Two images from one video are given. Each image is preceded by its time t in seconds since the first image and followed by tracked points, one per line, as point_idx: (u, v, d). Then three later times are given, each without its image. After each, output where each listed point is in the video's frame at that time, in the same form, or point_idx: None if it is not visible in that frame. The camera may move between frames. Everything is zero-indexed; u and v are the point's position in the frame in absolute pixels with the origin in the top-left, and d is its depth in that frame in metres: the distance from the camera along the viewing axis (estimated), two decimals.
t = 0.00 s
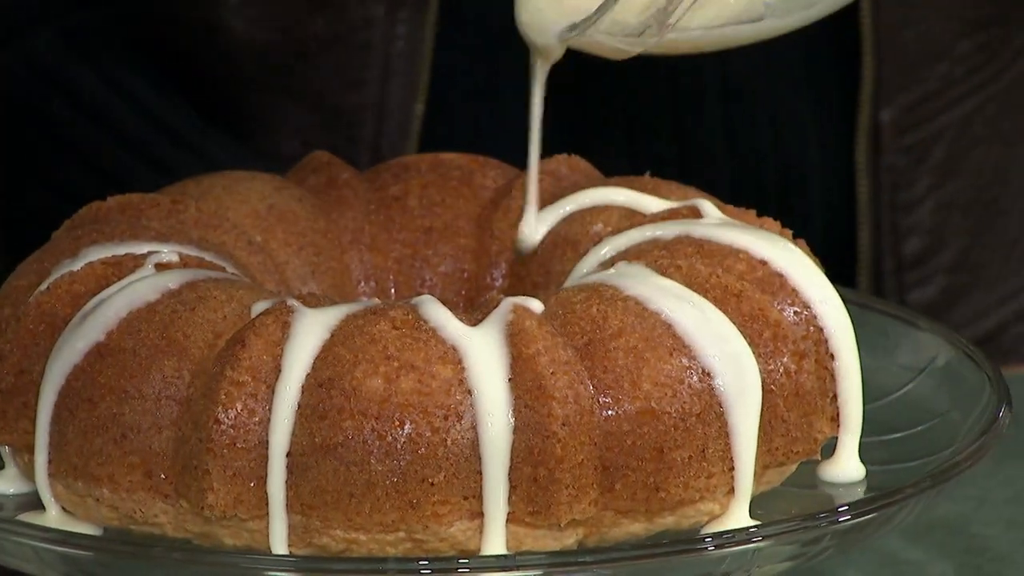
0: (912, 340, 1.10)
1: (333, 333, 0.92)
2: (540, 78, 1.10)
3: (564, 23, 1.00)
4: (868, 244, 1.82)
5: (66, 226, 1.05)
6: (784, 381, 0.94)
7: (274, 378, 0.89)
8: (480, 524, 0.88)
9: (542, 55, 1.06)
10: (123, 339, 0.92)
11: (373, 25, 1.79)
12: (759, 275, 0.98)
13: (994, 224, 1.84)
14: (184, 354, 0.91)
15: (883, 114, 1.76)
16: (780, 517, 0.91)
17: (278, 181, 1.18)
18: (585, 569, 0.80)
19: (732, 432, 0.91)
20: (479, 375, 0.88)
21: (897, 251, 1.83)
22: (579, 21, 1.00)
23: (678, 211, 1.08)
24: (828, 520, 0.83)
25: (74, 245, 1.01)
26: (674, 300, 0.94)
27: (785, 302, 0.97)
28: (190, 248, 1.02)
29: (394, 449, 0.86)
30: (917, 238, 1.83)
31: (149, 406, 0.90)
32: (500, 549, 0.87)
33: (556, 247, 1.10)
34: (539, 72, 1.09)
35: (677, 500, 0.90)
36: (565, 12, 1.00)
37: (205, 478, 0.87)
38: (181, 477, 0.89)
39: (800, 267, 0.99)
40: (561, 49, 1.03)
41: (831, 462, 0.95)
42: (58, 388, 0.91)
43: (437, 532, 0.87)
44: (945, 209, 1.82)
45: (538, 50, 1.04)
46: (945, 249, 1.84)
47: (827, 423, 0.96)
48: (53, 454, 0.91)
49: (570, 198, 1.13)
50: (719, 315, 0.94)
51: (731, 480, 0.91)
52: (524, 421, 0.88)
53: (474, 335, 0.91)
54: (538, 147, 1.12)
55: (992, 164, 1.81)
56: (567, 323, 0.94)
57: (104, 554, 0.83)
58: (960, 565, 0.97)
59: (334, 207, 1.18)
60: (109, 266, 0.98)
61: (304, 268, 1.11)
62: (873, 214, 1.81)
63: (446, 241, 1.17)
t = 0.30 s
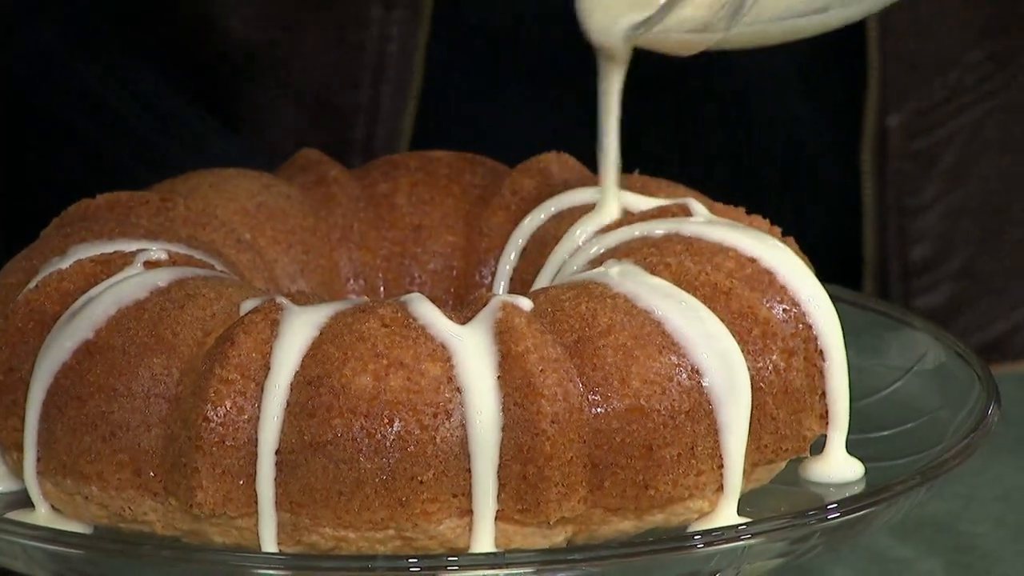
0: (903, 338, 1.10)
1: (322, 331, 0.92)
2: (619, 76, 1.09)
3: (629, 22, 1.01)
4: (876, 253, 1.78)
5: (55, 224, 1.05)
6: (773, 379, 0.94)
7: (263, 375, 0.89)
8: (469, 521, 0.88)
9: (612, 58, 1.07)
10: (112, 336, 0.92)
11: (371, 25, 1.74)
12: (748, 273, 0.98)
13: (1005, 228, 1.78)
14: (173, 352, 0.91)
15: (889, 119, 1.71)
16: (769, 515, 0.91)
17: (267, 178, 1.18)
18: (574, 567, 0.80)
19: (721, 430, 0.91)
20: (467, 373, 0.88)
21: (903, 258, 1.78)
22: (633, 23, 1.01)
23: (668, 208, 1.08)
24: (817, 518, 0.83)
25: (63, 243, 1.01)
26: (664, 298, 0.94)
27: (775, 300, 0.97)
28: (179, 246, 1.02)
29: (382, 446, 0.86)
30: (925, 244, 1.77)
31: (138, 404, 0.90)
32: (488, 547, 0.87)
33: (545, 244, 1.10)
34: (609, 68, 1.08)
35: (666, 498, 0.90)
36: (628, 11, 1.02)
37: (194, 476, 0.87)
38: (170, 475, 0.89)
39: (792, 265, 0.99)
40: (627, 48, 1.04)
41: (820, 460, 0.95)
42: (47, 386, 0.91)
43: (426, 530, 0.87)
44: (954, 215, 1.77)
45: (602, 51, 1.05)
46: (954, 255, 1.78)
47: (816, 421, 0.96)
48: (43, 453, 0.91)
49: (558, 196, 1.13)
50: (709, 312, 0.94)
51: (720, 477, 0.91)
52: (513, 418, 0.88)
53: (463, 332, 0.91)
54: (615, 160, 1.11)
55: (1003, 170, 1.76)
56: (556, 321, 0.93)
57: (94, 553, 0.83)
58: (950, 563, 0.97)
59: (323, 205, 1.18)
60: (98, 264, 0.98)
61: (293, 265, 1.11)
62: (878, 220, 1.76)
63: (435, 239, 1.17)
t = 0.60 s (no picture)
0: (903, 335, 1.10)
1: (322, 328, 0.92)
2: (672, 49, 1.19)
3: None
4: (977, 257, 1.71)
5: (55, 222, 1.05)
6: (772, 376, 0.93)
7: (263, 373, 0.89)
8: (469, 519, 0.88)
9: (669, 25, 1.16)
10: (111, 333, 0.92)
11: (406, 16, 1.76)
12: (747, 270, 0.98)
13: None
14: (173, 349, 0.91)
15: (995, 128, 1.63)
16: (768, 512, 0.91)
17: (267, 176, 1.18)
18: (575, 564, 0.80)
19: (721, 427, 0.91)
20: (467, 370, 0.88)
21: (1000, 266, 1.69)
22: None
23: (667, 206, 1.08)
24: (816, 515, 0.84)
25: (63, 240, 1.01)
26: (664, 295, 0.94)
27: (774, 297, 0.97)
28: (179, 243, 1.02)
29: (382, 444, 0.86)
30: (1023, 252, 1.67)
31: (137, 401, 0.90)
32: (488, 543, 0.88)
33: (546, 241, 1.10)
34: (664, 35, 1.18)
35: (666, 495, 0.90)
36: None
37: (194, 473, 0.87)
38: (170, 472, 0.89)
39: (791, 263, 0.99)
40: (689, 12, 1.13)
41: (819, 457, 0.95)
42: (46, 383, 0.92)
43: (425, 527, 0.87)
44: None
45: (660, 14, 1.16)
46: None
47: (816, 418, 0.96)
48: (43, 450, 0.91)
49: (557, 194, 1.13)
50: (709, 309, 0.94)
51: (719, 475, 0.91)
52: (513, 416, 0.88)
53: (463, 330, 0.91)
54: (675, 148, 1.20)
55: None
56: (556, 318, 0.93)
57: (94, 549, 0.83)
58: (949, 560, 0.97)
59: (323, 203, 1.18)
60: (98, 262, 0.98)
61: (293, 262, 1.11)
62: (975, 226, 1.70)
63: (435, 236, 1.17)
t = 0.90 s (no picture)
0: (905, 332, 1.10)
1: (325, 325, 0.92)
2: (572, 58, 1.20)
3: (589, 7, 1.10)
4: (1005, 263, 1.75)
5: (59, 218, 1.05)
6: (776, 373, 0.93)
7: (267, 370, 0.89)
8: (473, 516, 0.88)
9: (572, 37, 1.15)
10: (115, 330, 0.92)
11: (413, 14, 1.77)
12: (751, 267, 0.98)
13: None
14: (177, 346, 0.91)
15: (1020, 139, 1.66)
16: (772, 509, 0.91)
17: (270, 172, 1.18)
18: (579, 561, 0.80)
19: (725, 424, 0.91)
20: (471, 368, 0.88)
21: None
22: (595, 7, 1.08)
23: (671, 203, 1.08)
24: (819, 512, 0.84)
25: (67, 237, 1.02)
26: (668, 292, 0.94)
27: (777, 294, 0.97)
28: (184, 241, 1.02)
29: (386, 441, 0.86)
30: None
31: (141, 398, 0.90)
32: (492, 540, 0.88)
33: (549, 238, 1.10)
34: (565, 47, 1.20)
35: (670, 493, 0.90)
36: None
37: (198, 470, 0.87)
38: (174, 469, 0.89)
39: (794, 260, 0.99)
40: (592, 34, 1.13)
41: (823, 455, 0.95)
42: (50, 380, 0.92)
43: (429, 524, 0.87)
44: None
45: (566, 32, 1.15)
46: None
47: (820, 415, 0.96)
48: (46, 446, 0.91)
49: (560, 191, 1.13)
50: (712, 306, 0.94)
51: (723, 472, 0.91)
52: (516, 413, 0.88)
53: (466, 328, 0.91)
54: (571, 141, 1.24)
55: None
56: (560, 315, 0.93)
57: (98, 545, 0.83)
58: (953, 557, 0.97)
59: (327, 200, 1.18)
60: (102, 258, 0.98)
61: (296, 259, 1.12)
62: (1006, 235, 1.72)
63: (439, 233, 1.18)
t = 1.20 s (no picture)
0: (911, 331, 1.10)
1: (331, 324, 0.92)
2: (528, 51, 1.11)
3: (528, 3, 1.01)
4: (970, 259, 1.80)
5: (65, 217, 1.05)
6: (782, 372, 0.93)
7: (273, 369, 0.89)
8: (479, 515, 0.88)
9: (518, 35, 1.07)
10: (122, 329, 0.92)
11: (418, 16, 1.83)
12: (757, 266, 0.98)
13: None
14: (183, 345, 0.91)
15: (988, 128, 1.70)
16: (779, 508, 0.91)
17: (276, 170, 1.18)
18: (585, 559, 0.80)
19: (731, 423, 0.91)
20: (477, 367, 0.88)
21: (1003, 265, 1.78)
22: None
23: (676, 202, 1.08)
24: (825, 511, 0.84)
25: (74, 236, 1.02)
26: (674, 290, 0.94)
27: (784, 294, 0.97)
28: (190, 239, 1.02)
29: (392, 440, 0.86)
30: None
31: (148, 397, 0.90)
32: (498, 539, 0.88)
33: (556, 237, 1.10)
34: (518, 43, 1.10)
35: (676, 492, 0.90)
36: None
37: (204, 469, 0.87)
38: (180, 468, 0.89)
39: (801, 259, 0.99)
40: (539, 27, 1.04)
41: (829, 454, 0.95)
42: (57, 378, 0.92)
43: (435, 523, 0.87)
44: None
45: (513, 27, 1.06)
46: None
47: (826, 414, 0.96)
48: (52, 445, 0.91)
49: (565, 190, 1.13)
50: (717, 305, 0.94)
51: (729, 472, 0.91)
52: (522, 412, 0.88)
53: (473, 327, 0.91)
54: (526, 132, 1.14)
55: None
56: (566, 313, 0.93)
57: (106, 545, 0.83)
58: (959, 556, 0.97)
59: (333, 199, 1.18)
60: (108, 257, 0.98)
61: (302, 258, 1.12)
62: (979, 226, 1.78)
63: (444, 232, 1.18)
